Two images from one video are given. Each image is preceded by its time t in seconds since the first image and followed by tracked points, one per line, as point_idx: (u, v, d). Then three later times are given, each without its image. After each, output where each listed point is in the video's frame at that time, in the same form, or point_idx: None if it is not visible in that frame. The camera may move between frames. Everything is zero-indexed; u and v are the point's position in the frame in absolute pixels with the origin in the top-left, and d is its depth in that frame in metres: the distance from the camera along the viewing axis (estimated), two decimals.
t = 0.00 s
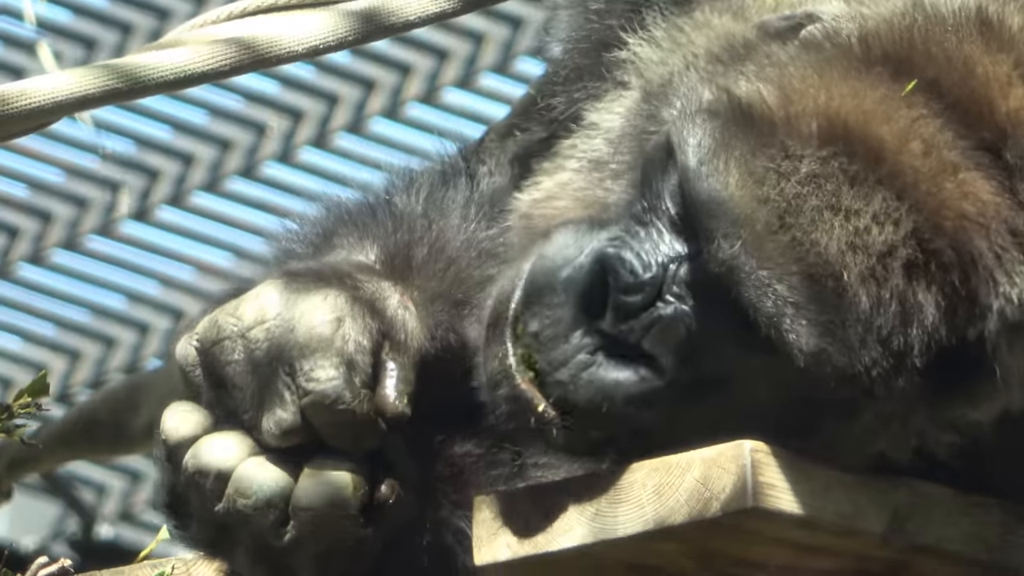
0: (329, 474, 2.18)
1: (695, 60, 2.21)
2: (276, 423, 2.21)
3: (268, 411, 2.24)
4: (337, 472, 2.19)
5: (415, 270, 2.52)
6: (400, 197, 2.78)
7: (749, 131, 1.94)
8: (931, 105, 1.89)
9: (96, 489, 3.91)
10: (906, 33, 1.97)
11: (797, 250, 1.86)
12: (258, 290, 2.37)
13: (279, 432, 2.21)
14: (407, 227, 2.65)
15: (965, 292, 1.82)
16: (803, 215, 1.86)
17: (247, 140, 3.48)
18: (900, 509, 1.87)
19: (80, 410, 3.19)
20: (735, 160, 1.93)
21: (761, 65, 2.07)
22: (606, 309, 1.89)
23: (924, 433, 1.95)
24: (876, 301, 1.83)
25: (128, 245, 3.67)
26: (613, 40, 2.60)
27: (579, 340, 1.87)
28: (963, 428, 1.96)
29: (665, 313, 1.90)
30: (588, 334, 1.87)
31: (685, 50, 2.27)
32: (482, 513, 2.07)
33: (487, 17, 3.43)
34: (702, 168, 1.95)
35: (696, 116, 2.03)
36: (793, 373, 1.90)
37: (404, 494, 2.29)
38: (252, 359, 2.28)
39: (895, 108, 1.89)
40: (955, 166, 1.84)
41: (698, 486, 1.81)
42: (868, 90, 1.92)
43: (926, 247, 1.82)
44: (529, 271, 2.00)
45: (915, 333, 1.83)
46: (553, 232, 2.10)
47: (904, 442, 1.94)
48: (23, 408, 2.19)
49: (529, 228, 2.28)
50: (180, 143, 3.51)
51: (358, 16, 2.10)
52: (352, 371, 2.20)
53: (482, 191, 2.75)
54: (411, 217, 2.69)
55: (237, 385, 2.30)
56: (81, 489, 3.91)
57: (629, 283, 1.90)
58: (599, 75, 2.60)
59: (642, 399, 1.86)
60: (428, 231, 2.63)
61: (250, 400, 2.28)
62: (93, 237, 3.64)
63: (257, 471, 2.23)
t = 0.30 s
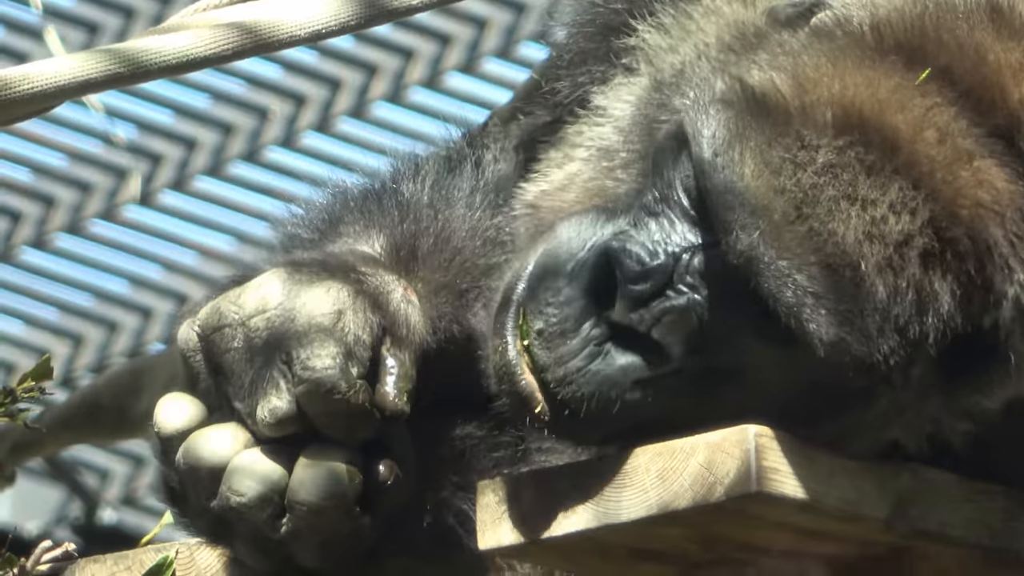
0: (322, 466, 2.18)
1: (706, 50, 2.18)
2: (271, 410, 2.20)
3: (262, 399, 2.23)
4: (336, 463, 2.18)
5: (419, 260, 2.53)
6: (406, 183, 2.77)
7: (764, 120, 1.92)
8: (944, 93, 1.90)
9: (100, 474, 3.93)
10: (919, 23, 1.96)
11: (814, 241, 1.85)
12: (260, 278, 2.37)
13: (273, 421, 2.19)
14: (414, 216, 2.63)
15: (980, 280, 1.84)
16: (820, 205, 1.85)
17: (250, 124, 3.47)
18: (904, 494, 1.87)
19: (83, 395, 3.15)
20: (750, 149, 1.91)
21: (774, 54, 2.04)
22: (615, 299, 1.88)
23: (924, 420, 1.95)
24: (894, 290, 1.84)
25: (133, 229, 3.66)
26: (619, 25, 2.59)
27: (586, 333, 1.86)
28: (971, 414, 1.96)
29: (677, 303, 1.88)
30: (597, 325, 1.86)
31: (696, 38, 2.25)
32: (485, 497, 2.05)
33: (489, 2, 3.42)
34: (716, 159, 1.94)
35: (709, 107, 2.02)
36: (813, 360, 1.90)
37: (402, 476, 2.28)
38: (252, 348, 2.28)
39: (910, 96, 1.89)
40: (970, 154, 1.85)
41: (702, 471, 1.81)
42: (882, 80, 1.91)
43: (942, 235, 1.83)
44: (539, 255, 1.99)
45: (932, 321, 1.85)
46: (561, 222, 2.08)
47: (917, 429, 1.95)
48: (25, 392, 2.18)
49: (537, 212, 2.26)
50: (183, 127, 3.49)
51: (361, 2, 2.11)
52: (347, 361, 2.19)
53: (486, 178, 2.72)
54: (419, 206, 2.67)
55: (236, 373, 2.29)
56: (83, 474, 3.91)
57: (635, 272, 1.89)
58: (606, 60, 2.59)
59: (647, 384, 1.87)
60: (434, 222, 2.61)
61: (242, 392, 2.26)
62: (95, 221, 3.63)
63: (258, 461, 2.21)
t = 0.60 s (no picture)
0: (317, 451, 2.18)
1: (711, 33, 2.18)
2: (270, 398, 2.21)
3: (260, 385, 2.23)
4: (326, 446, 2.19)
5: (422, 243, 2.53)
6: (407, 167, 2.77)
7: (765, 104, 1.92)
8: (949, 78, 1.90)
9: (102, 457, 3.93)
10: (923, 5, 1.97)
11: (817, 225, 1.85)
12: (260, 265, 2.36)
13: (271, 408, 2.20)
14: (416, 203, 2.63)
15: (983, 264, 1.85)
16: (823, 189, 1.84)
17: (252, 107, 3.48)
18: (906, 476, 1.87)
19: (89, 376, 3.14)
20: (753, 134, 1.91)
21: (778, 38, 2.04)
22: (622, 284, 1.89)
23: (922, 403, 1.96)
24: (897, 275, 1.84)
25: (135, 212, 3.68)
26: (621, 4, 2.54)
27: (594, 319, 1.87)
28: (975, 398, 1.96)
29: (683, 287, 1.89)
30: (604, 310, 1.87)
31: (701, 21, 2.23)
32: (488, 479, 2.04)
33: None
34: (719, 146, 1.94)
35: (709, 95, 2.01)
36: (815, 343, 1.90)
37: (399, 455, 2.30)
38: (251, 335, 2.27)
39: (915, 80, 1.89)
40: (974, 139, 1.86)
41: (704, 454, 1.81)
42: (886, 65, 1.91)
43: (945, 220, 1.84)
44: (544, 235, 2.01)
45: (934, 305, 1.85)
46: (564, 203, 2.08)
47: (919, 413, 1.97)
48: (29, 373, 2.19)
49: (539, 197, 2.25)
50: (184, 109, 3.50)
51: None
52: (349, 353, 2.20)
53: (488, 162, 2.73)
54: (420, 191, 2.68)
55: (230, 359, 2.29)
56: (84, 456, 3.91)
57: (643, 258, 1.90)
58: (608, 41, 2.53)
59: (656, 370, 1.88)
60: (434, 206, 2.62)
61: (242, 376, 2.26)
62: (98, 203, 3.63)
63: (254, 449, 2.21)
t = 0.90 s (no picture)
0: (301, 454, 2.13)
1: (710, 14, 2.13)
2: (261, 390, 2.18)
3: (252, 375, 2.22)
4: (314, 443, 2.14)
5: (416, 229, 2.53)
6: (403, 155, 2.76)
7: (765, 85, 1.92)
8: (948, 63, 1.89)
9: (101, 442, 3.92)
10: None
11: (815, 208, 1.84)
12: (252, 260, 2.35)
13: (264, 400, 2.18)
14: (410, 188, 2.64)
15: (980, 250, 1.85)
16: (821, 172, 1.84)
17: (252, 91, 3.44)
18: (905, 462, 1.87)
19: (88, 360, 3.11)
20: (753, 115, 1.90)
21: (778, 20, 2.00)
22: (618, 265, 1.88)
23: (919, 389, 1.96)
24: (894, 260, 1.84)
25: (135, 197, 3.66)
26: None
27: (591, 300, 1.86)
28: (972, 383, 1.98)
29: (679, 271, 1.89)
30: (601, 294, 1.86)
31: (701, 2, 2.17)
32: (487, 465, 2.05)
33: None
34: (720, 125, 1.94)
35: (711, 75, 2.01)
36: (813, 326, 1.90)
37: (393, 437, 2.26)
38: (244, 326, 2.27)
39: (914, 65, 1.88)
40: (973, 124, 1.85)
41: (704, 440, 1.81)
42: (886, 48, 1.89)
43: (943, 205, 1.84)
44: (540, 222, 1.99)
45: (932, 291, 1.85)
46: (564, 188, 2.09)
47: (916, 397, 1.96)
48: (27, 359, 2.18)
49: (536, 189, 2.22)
50: (184, 93, 3.46)
51: None
52: (340, 346, 2.18)
53: (485, 149, 2.70)
54: (416, 177, 2.67)
55: (224, 351, 2.28)
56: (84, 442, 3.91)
57: (641, 239, 1.89)
58: (608, 25, 2.49)
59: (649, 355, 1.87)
60: (429, 193, 2.62)
61: (234, 366, 2.24)
62: (98, 188, 3.61)
63: (238, 438, 2.17)
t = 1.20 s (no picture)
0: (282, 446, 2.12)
1: (703, 8, 2.12)
2: (250, 387, 2.16)
3: (240, 372, 2.20)
4: (299, 435, 2.14)
5: (405, 223, 2.53)
6: (392, 150, 2.76)
7: (757, 81, 1.93)
8: (938, 59, 1.90)
9: (94, 435, 3.92)
10: None
11: (806, 203, 1.86)
12: (240, 257, 2.34)
13: (251, 395, 2.16)
14: (399, 182, 2.64)
15: (969, 246, 1.85)
16: (812, 168, 1.86)
17: (243, 84, 3.44)
18: (898, 455, 1.88)
19: (79, 353, 3.08)
20: (745, 111, 1.92)
21: (770, 17, 2.00)
22: (608, 257, 1.88)
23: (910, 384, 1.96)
24: (884, 256, 1.85)
25: (127, 189, 3.64)
26: None
27: (579, 294, 1.86)
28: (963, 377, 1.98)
29: (670, 265, 1.89)
30: (589, 286, 1.86)
31: None
32: (479, 459, 2.05)
33: None
34: (713, 119, 1.94)
35: (704, 68, 2.01)
36: (803, 324, 1.91)
37: (381, 429, 2.25)
38: (232, 321, 2.26)
39: (904, 63, 1.88)
40: (963, 122, 1.85)
41: (697, 433, 1.81)
42: (877, 44, 1.91)
43: (932, 202, 1.84)
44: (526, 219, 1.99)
45: (921, 287, 1.86)
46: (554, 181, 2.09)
47: (908, 393, 1.96)
48: (20, 352, 2.18)
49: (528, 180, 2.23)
50: (176, 85, 3.46)
51: None
52: (327, 341, 2.17)
53: (476, 143, 2.66)
54: (405, 172, 2.67)
55: (211, 346, 2.27)
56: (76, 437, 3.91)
57: (633, 233, 1.90)
58: (599, 19, 2.47)
59: (635, 348, 1.88)
60: (418, 187, 2.61)
61: (223, 361, 2.23)
62: (90, 180, 3.61)
63: (226, 434, 2.16)
